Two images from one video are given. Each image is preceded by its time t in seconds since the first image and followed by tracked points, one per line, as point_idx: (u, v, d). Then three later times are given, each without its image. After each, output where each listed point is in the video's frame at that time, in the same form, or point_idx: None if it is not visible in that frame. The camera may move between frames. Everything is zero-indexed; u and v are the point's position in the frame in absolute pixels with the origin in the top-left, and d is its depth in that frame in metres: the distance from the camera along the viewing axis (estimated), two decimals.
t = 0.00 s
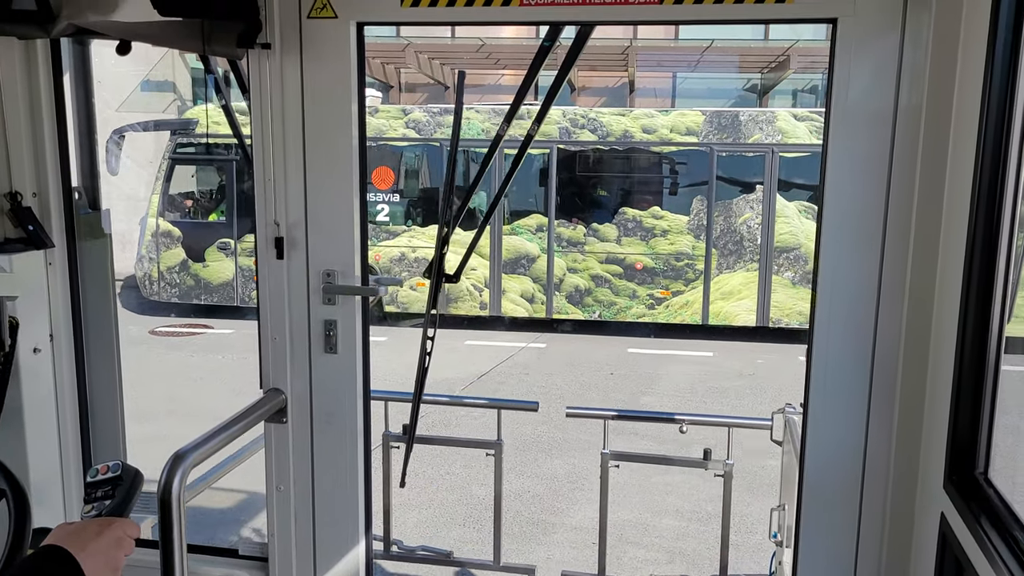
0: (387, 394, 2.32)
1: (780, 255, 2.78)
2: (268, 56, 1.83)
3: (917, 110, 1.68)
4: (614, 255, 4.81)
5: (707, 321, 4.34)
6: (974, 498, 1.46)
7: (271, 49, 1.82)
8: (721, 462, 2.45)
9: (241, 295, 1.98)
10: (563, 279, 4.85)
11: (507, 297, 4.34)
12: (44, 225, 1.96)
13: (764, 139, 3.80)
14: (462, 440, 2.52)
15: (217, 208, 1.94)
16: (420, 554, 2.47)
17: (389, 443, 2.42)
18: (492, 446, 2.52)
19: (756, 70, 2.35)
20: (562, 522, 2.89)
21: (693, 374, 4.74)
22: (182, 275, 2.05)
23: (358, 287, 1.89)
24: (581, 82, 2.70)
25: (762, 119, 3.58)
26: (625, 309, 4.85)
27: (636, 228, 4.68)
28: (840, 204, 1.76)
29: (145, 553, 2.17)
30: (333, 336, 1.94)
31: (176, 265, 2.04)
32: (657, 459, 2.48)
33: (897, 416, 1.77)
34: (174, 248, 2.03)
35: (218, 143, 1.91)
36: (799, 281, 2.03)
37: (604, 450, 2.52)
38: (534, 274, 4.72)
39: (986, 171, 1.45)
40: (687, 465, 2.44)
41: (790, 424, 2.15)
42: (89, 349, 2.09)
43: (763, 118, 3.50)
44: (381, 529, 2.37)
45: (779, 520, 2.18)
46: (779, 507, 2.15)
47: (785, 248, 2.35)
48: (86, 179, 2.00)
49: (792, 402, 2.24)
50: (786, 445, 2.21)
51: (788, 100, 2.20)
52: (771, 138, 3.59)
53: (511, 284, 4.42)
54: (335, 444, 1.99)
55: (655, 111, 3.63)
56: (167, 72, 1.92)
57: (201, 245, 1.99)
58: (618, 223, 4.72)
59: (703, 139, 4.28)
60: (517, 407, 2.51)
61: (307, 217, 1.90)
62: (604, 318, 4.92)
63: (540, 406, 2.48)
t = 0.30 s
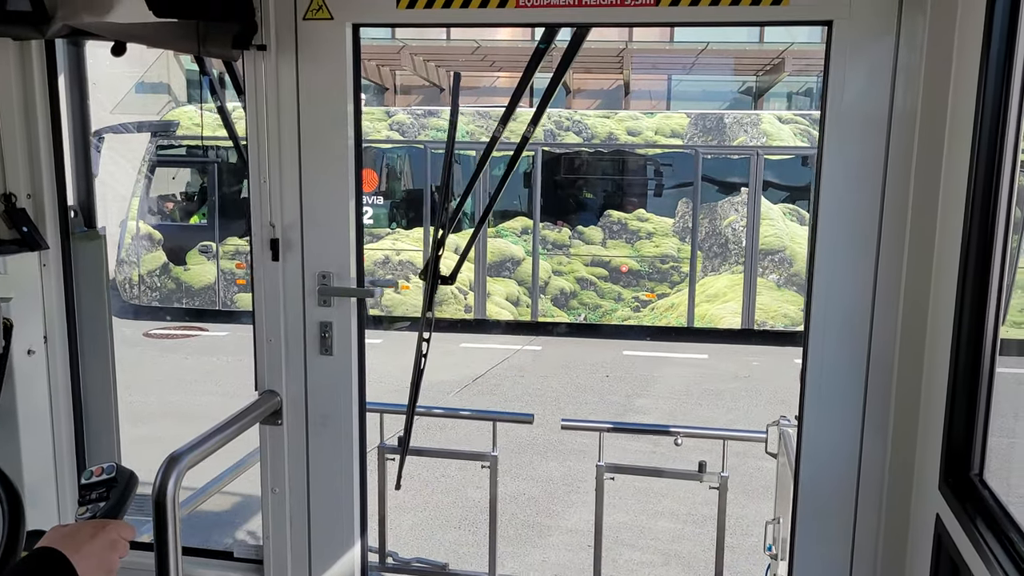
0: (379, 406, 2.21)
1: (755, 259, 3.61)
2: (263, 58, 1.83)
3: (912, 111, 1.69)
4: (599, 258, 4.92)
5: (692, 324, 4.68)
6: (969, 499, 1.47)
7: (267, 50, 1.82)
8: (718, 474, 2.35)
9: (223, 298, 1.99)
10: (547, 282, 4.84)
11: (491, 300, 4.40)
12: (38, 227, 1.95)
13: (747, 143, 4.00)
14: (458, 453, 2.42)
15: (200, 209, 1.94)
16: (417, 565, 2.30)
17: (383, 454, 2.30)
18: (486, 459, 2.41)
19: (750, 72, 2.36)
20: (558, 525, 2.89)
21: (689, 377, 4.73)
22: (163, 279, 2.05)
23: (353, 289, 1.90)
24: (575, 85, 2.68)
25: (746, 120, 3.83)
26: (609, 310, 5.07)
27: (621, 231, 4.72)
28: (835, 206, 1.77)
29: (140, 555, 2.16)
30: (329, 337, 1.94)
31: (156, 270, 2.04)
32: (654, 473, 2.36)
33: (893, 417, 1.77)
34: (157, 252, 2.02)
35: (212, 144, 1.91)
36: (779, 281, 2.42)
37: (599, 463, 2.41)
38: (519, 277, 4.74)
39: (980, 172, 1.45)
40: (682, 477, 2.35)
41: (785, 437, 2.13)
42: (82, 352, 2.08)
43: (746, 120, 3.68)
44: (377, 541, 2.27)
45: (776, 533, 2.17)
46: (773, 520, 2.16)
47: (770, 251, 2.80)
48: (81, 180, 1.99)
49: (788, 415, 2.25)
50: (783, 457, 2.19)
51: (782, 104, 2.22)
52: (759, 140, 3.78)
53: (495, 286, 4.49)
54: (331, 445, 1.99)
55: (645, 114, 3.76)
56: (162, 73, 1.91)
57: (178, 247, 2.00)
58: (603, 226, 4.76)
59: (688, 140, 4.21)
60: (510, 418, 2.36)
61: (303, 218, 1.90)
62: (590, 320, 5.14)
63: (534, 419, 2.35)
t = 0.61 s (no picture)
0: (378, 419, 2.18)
1: (743, 263, 4.25)
2: (262, 61, 1.83)
3: (909, 115, 1.69)
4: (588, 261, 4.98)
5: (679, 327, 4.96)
6: (967, 502, 1.47)
7: (265, 54, 1.83)
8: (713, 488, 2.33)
9: (207, 302, 2.00)
10: (535, 285, 4.96)
11: (479, 303, 4.67)
12: (36, 229, 1.95)
13: (738, 146, 4.21)
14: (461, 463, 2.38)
15: (184, 211, 1.98)
16: None
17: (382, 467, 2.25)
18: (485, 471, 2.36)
19: (750, 74, 2.34)
20: (556, 527, 2.89)
21: (687, 379, 4.69)
22: (146, 282, 2.06)
23: (351, 293, 1.90)
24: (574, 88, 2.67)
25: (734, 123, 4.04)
26: (597, 313, 5.12)
27: (608, 234, 4.88)
28: (832, 210, 1.77)
29: (137, 558, 2.16)
30: (327, 340, 1.94)
31: (139, 273, 2.05)
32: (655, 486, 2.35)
33: (890, 421, 1.77)
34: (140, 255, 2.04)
35: (211, 147, 1.92)
36: (763, 282, 3.60)
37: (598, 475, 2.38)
38: (507, 280, 4.89)
39: (977, 176, 1.46)
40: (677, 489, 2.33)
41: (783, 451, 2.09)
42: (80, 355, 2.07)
43: (741, 122, 3.94)
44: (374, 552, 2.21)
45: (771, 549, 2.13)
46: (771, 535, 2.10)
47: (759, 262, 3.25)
48: (79, 182, 1.99)
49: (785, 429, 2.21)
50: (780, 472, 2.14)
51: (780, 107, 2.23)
52: (746, 143, 4.12)
53: (484, 290, 4.75)
54: (329, 448, 1.99)
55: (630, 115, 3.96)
56: (161, 76, 1.92)
57: (165, 249, 2.03)
58: (591, 230, 4.90)
59: (677, 142, 4.33)
60: (508, 432, 2.31)
61: (301, 221, 1.90)
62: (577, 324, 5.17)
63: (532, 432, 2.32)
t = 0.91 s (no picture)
0: (376, 427, 2.18)
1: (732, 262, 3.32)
2: (260, 61, 1.83)
3: (908, 115, 1.69)
4: (575, 259, 4.63)
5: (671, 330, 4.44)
6: (964, 501, 1.48)
7: (263, 53, 1.83)
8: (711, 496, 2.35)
9: (190, 302, 2.03)
10: (522, 286, 4.29)
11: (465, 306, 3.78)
12: (34, 229, 1.94)
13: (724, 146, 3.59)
14: (455, 475, 2.35)
15: (167, 210, 1.99)
16: None
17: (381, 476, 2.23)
18: (484, 479, 2.37)
19: (746, 75, 2.32)
20: (554, 527, 2.89)
21: (684, 379, 4.66)
22: (130, 283, 2.06)
23: (349, 293, 1.90)
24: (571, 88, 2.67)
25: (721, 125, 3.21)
26: (584, 314, 4.64)
27: (595, 234, 4.57)
28: (830, 208, 1.77)
29: (135, 559, 2.16)
30: (325, 340, 1.94)
31: (124, 273, 2.05)
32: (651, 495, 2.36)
33: (888, 420, 1.77)
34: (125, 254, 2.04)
35: (208, 146, 1.92)
36: (749, 282, 2.96)
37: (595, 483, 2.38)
38: (493, 279, 4.06)
39: (975, 176, 1.46)
40: (673, 497, 2.36)
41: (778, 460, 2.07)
42: (79, 355, 2.07)
43: (727, 123, 3.14)
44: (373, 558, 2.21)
45: (768, 555, 2.13)
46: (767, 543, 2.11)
47: (743, 253, 3.07)
48: (76, 182, 1.98)
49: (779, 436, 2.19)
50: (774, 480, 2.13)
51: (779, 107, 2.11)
52: (733, 144, 3.48)
53: (473, 290, 3.82)
54: (328, 447, 1.99)
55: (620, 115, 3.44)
56: (158, 75, 1.92)
57: (151, 249, 2.03)
58: (577, 229, 4.57)
59: (663, 142, 3.81)
60: (507, 441, 2.33)
61: (299, 221, 1.91)
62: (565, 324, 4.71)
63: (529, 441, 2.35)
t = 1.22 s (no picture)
0: (375, 436, 2.14)
1: (720, 267, 4.12)
2: (261, 65, 1.84)
3: (908, 119, 1.69)
4: (563, 263, 4.53)
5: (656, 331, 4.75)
6: (965, 505, 1.48)
7: (263, 58, 1.83)
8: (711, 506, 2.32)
9: (173, 308, 2.04)
10: (509, 290, 4.35)
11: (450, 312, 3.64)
12: (34, 233, 1.94)
13: (711, 149, 3.67)
14: (454, 484, 2.33)
15: (149, 213, 2.00)
16: None
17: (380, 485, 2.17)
18: (482, 488, 2.34)
19: (745, 80, 2.32)
20: (554, 531, 2.88)
21: (684, 384, 4.63)
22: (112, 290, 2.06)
23: (348, 297, 1.90)
24: (571, 93, 2.67)
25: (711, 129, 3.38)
26: (570, 317, 4.82)
27: (582, 238, 4.38)
28: (830, 212, 1.77)
29: (135, 564, 2.15)
30: (325, 344, 1.94)
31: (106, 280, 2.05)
32: (652, 505, 2.34)
33: (889, 424, 1.77)
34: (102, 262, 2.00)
35: (210, 151, 1.92)
36: (737, 285, 3.71)
37: (595, 492, 2.37)
38: (480, 285, 4.10)
39: (975, 179, 1.46)
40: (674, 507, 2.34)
41: (778, 468, 2.05)
42: (78, 360, 2.07)
43: (714, 127, 3.25)
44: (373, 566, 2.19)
45: (768, 564, 2.12)
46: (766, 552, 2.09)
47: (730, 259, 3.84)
48: (77, 186, 1.98)
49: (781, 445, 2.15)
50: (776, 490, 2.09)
51: (777, 111, 2.14)
52: (720, 147, 3.57)
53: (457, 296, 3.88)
54: (328, 452, 1.99)
55: (609, 116, 3.22)
56: (158, 80, 1.91)
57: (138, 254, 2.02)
58: (563, 233, 4.37)
59: (647, 143, 3.77)
60: (508, 449, 2.31)
61: (299, 225, 1.91)
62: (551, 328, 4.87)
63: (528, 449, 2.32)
